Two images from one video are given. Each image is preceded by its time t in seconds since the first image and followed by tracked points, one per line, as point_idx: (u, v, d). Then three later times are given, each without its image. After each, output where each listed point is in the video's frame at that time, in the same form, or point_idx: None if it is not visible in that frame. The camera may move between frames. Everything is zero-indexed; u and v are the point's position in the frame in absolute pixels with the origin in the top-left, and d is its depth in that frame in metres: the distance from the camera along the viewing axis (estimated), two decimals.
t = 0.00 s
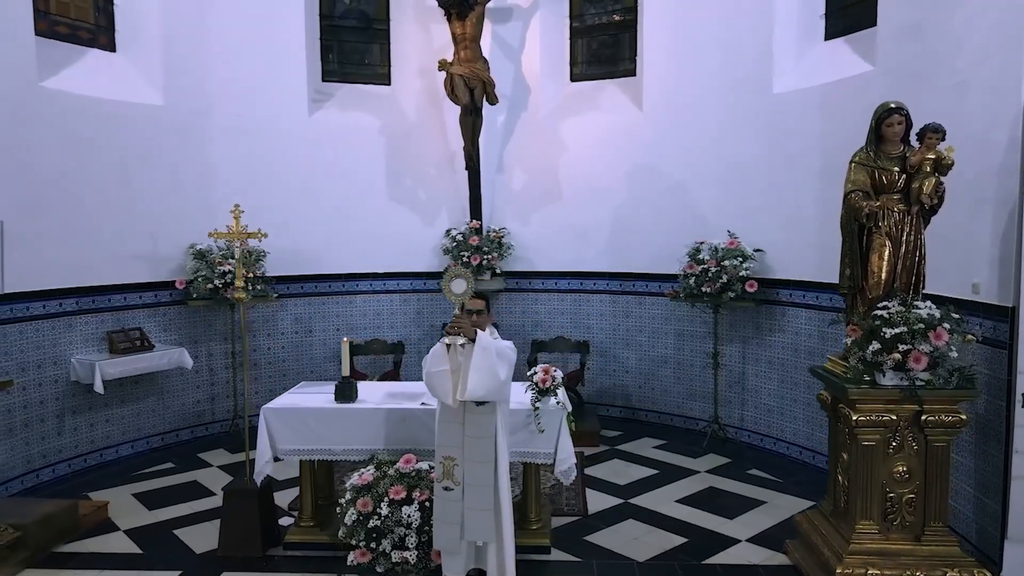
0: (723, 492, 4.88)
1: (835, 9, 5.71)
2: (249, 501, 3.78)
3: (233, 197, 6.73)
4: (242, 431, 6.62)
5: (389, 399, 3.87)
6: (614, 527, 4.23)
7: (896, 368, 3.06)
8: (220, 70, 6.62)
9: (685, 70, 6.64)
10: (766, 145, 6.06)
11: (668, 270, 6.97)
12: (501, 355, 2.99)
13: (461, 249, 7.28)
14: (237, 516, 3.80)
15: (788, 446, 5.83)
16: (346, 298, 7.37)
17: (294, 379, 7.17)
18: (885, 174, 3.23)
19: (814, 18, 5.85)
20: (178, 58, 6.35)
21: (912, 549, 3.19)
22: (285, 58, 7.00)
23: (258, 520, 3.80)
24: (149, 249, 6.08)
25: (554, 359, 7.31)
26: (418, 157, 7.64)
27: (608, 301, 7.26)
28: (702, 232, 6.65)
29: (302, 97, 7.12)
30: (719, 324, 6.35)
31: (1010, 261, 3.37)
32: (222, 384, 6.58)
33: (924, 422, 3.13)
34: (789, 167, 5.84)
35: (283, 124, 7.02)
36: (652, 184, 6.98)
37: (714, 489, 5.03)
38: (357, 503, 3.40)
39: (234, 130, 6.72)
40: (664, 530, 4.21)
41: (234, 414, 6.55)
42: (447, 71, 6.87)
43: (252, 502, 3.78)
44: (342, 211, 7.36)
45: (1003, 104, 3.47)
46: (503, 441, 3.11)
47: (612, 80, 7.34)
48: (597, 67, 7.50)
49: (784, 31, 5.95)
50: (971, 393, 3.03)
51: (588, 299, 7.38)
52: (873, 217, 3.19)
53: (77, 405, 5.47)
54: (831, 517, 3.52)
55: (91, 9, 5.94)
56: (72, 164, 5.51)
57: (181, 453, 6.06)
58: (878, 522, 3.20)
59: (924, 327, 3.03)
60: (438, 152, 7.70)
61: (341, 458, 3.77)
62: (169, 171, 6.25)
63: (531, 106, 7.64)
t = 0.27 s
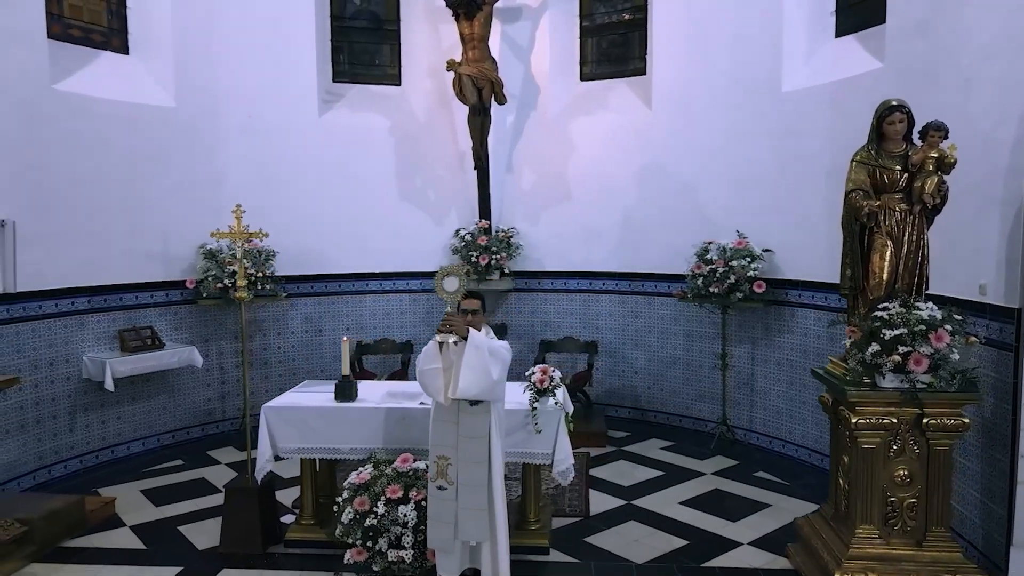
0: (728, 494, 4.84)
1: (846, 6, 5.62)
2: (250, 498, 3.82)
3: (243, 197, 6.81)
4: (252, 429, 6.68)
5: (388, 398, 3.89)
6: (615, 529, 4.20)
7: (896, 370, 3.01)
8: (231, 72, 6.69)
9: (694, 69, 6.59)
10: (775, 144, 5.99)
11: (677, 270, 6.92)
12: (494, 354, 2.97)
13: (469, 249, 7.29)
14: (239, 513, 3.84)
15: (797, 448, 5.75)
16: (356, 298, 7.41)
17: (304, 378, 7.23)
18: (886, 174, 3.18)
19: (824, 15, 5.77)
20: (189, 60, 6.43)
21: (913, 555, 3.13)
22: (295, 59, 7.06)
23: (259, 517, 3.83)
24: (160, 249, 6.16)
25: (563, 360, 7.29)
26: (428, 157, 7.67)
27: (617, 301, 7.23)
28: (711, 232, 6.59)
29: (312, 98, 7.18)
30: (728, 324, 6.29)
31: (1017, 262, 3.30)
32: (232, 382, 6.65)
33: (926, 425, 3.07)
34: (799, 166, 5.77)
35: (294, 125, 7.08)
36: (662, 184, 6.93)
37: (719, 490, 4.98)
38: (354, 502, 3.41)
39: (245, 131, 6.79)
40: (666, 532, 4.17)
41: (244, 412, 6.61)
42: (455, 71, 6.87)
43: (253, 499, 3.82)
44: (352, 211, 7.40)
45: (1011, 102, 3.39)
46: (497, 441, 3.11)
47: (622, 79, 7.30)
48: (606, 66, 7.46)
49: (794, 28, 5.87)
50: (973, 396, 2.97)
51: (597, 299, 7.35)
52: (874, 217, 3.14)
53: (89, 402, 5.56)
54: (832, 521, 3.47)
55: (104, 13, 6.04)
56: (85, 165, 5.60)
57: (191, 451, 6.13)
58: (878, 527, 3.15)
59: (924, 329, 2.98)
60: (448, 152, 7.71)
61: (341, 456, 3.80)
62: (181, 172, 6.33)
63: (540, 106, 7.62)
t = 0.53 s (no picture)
0: (731, 495, 4.80)
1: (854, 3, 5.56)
2: (250, 497, 3.85)
3: (251, 197, 6.86)
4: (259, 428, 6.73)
5: (388, 397, 3.91)
6: (616, 530, 4.19)
7: (896, 371, 2.98)
8: (240, 73, 6.75)
9: (702, 68, 6.54)
10: (783, 143, 5.94)
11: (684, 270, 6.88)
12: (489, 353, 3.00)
13: (476, 248, 7.29)
14: (240, 511, 3.87)
15: (804, 450, 5.69)
16: (363, 297, 7.44)
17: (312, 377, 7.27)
18: (887, 173, 3.15)
19: (833, 12, 5.70)
20: (197, 61, 6.49)
21: (913, 559, 3.08)
22: (303, 60, 7.10)
23: (259, 515, 3.86)
24: (169, 248, 6.23)
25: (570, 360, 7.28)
26: (436, 157, 7.68)
27: (624, 301, 7.20)
28: (718, 232, 6.55)
29: (320, 98, 7.22)
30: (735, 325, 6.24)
31: (1022, 262, 3.24)
32: (240, 380, 6.71)
33: (927, 428, 3.02)
34: (806, 165, 5.71)
35: (302, 125, 7.12)
36: (669, 183, 6.89)
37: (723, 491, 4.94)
38: (352, 500, 3.42)
39: (254, 131, 6.85)
40: (667, 533, 4.15)
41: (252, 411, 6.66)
42: (462, 70, 6.88)
43: (253, 497, 3.85)
44: (360, 211, 7.44)
45: (1017, 99, 3.33)
46: (493, 441, 3.11)
47: (629, 78, 7.27)
48: (614, 65, 7.43)
49: (801, 26, 5.82)
50: (975, 399, 2.93)
51: (604, 299, 7.32)
52: (874, 217, 3.11)
53: (98, 400, 5.63)
54: (833, 524, 3.43)
55: (114, 15, 6.12)
56: (94, 165, 5.67)
57: (198, 449, 6.18)
58: (878, 530, 3.11)
59: (925, 329, 2.94)
60: (456, 152, 7.72)
61: (340, 455, 3.82)
62: (189, 172, 6.39)
63: (548, 105, 7.61)
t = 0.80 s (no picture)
0: (735, 498, 4.75)
1: None
2: (251, 495, 3.89)
3: (261, 197, 6.92)
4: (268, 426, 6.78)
5: (388, 396, 3.92)
6: (616, 531, 4.17)
7: (895, 373, 2.94)
8: (249, 74, 6.81)
9: (710, 66, 6.50)
10: (791, 142, 5.87)
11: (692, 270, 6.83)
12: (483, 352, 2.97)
13: (484, 248, 7.29)
14: (241, 509, 3.90)
15: (811, 453, 5.62)
16: (372, 296, 7.47)
17: (320, 376, 7.31)
18: (888, 172, 3.11)
19: (842, 9, 5.63)
20: (207, 62, 6.55)
21: (913, 564, 3.03)
22: (312, 61, 7.15)
23: (261, 513, 3.91)
24: (179, 248, 6.30)
25: (578, 361, 7.26)
26: (445, 157, 7.69)
27: (632, 301, 7.16)
28: (726, 232, 6.49)
29: (329, 99, 7.26)
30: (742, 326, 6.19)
31: None
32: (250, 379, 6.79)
33: (927, 431, 2.97)
34: (814, 164, 5.65)
35: (311, 125, 7.17)
36: (677, 183, 6.85)
37: (728, 493, 4.90)
38: (350, 499, 3.43)
39: (263, 132, 6.90)
40: (668, 535, 4.12)
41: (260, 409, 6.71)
42: (469, 70, 6.88)
43: (254, 495, 3.89)
44: (368, 211, 7.47)
45: None
46: (488, 441, 3.11)
47: (638, 77, 7.23)
48: (623, 64, 7.39)
49: (810, 24, 5.76)
50: (977, 402, 2.87)
51: (612, 299, 7.29)
52: (873, 217, 3.07)
53: (108, 397, 5.71)
54: (833, 528, 3.38)
55: (125, 17, 6.21)
56: (105, 166, 5.75)
57: (207, 447, 6.24)
58: (877, 534, 3.06)
59: (926, 331, 2.90)
60: (464, 151, 7.73)
61: (340, 454, 3.84)
62: (199, 172, 6.46)
63: (556, 105, 7.59)
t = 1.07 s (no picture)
0: (739, 500, 4.71)
1: None
2: (252, 494, 3.92)
3: (271, 198, 6.99)
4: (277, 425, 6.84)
5: (388, 396, 3.94)
6: (617, 533, 4.15)
7: (893, 376, 2.90)
8: (260, 75, 6.88)
9: (719, 65, 6.44)
10: (801, 141, 5.80)
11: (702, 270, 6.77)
12: (476, 351, 2.96)
13: (493, 248, 7.29)
14: (243, 507, 3.94)
15: (820, 456, 5.55)
16: (381, 296, 7.50)
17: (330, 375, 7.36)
18: (888, 171, 3.06)
19: (853, 6, 5.56)
20: (219, 64, 6.63)
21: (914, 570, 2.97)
22: (323, 62, 7.21)
23: (262, 511, 3.94)
24: (190, 248, 6.38)
25: (586, 361, 7.25)
26: (455, 157, 7.71)
27: (641, 301, 7.11)
28: (736, 232, 6.43)
29: (340, 99, 7.31)
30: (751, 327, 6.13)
31: None
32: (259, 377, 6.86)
33: (927, 435, 2.92)
34: (824, 163, 5.58)
35: (321, 126, 7.22)
36: (686, 182, 6.79)
37: (732, 496, 4.85)
38: (348, 498, 3.45)
39: (274, 133, 6.97)
40: (670, 538, 4.09)
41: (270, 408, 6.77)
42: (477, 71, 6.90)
43: (256, 494, 3.92)
44: (378, 211, 7.51)
45: None
46: (482, 441, 3.12)
47: (648, 76, 7.19)
48: (633, 63, 7.35)
49: (820, 21, 5.68)
50: (978, 406, 2.82)
51: (621, 300, 7.25)
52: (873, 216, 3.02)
53: (120, 395, 5.80)
54: (833, 532, 3.33)
55: (138, 20, 6.30)
56: (117, 167, 5.85)
57: (217, 444, 6.31)
58: (877, 539, 3.01)
59: (925, 333, 2.86)
60: (474, 151, 7.73)
61: (340, 453, 3.86)
62: (211, 172, 6.54)
63: (566, 104, 7.57)
